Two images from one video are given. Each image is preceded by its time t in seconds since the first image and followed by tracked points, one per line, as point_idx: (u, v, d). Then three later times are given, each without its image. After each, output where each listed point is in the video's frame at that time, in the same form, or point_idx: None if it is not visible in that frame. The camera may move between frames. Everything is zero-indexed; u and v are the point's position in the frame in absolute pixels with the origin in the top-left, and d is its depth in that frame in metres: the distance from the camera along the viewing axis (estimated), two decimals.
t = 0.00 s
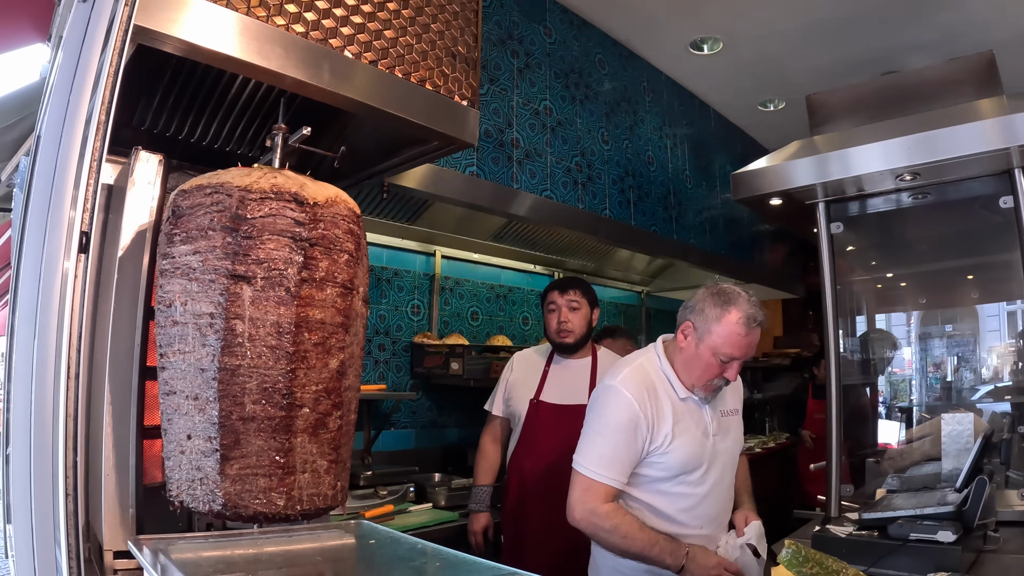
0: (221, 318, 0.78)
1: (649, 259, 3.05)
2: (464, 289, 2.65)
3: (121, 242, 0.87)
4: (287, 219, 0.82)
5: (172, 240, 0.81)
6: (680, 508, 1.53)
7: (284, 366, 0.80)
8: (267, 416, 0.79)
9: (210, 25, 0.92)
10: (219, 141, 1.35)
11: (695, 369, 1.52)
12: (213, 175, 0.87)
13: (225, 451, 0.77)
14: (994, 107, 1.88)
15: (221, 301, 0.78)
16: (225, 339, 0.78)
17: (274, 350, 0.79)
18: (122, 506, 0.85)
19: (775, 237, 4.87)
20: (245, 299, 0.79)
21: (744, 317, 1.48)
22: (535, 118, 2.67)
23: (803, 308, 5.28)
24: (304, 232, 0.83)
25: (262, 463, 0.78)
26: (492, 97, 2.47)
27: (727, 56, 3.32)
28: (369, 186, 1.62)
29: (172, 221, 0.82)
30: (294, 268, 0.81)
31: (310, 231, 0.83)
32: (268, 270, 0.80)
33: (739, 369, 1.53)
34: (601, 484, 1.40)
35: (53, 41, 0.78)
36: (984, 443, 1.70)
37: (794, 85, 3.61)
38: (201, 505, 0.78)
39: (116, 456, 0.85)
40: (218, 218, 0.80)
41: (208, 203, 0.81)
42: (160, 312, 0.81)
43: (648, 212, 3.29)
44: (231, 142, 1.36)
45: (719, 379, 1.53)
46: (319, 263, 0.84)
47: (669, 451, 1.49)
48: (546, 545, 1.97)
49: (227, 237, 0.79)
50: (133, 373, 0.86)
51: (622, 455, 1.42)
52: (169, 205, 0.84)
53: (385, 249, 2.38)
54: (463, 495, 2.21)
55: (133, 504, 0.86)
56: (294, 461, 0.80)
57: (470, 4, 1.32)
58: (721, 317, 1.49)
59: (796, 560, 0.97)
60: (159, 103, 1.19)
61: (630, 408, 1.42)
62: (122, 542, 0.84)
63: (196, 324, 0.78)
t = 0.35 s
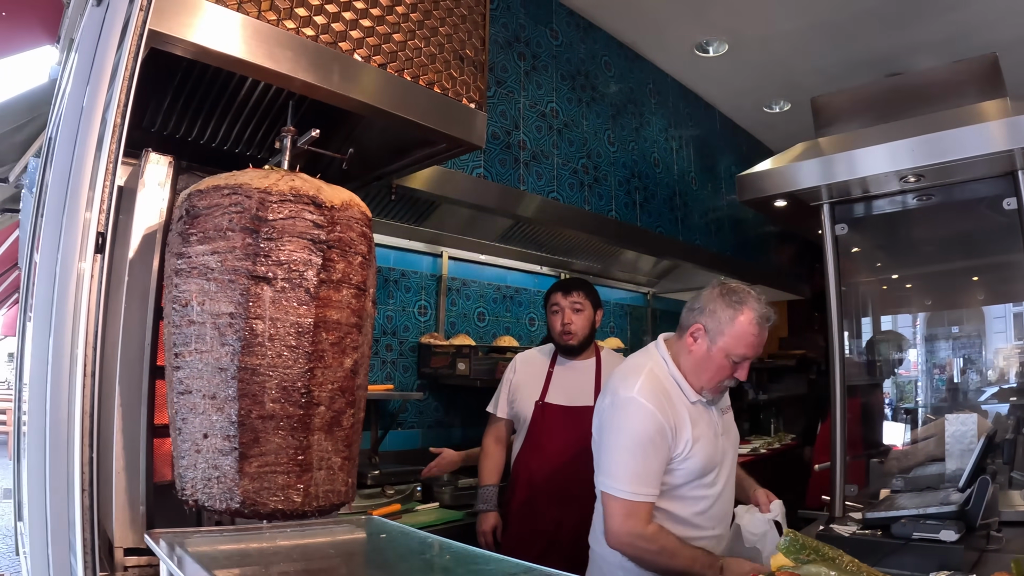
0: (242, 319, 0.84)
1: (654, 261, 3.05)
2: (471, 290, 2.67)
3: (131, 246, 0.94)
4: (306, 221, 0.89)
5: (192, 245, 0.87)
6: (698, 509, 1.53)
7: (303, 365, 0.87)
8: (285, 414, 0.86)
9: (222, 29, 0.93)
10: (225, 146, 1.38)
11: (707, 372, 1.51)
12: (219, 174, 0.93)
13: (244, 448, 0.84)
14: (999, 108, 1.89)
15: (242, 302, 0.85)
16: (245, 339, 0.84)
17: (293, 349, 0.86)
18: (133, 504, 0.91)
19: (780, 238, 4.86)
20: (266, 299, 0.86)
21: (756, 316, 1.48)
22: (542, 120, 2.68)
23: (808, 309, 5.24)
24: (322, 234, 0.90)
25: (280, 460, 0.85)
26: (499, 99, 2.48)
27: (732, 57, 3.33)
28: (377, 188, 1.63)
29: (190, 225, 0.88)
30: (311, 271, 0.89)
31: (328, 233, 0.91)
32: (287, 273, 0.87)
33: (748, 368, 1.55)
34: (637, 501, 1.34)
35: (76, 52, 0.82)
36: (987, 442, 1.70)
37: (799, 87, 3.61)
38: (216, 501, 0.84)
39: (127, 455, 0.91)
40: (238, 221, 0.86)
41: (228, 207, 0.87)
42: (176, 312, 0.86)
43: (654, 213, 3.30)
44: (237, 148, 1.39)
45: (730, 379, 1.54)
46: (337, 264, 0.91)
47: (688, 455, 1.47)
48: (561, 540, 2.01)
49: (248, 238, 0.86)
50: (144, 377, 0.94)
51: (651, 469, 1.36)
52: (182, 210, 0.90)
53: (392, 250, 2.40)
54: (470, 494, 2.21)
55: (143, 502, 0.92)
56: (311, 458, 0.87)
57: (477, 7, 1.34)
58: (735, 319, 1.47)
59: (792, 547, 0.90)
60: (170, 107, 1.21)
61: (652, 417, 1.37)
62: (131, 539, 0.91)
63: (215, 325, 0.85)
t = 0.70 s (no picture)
0: (247, 321, 0.87)
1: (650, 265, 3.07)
2: (467, 293, 2.68)
3: (130, 248, 0.96)
4: (309, 226, 0.91)
5: (195, 249, 0.88)
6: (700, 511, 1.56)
7: (305, 366, 0.89)
8: (287, 415, 0.88)
9: (219, 36, 0.95)
10: (224, 149, 1.39)
11: (697, 373, 1.52)
12: (218, 178, 0.94)
13: (247, 448, 0.85)
14: (991, 116, 1.90)
15: (247, 304, 0.87)
16: (250, 340, 0.86)
17: (296, 350, 0.89)
18: (130, 502, 0.93)
19: (776, 242, 4.88)
20: (270, 302, 0.88)
21: (740, 313, 1.49)
22: (538, 124, 2.70)
23: (804, 313, 5.28)
24: (323, 239, 0.93)
25: (282, 459, 0.87)
26: (495, 105, 2.50)
27: (729, 63, 3.35)
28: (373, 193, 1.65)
29: (193, 229, 0.89)
30: (314, 275, 0.91)
31: (329, 238, 0.93)
32: (291, 277, 0.89)
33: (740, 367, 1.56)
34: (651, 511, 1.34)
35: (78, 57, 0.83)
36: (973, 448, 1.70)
37: (795, 92, 3.63)
38: (217, 499, 0.85)
39: (125, 453, 0.93)
40: (243, 225, 0.88)
41: (233, 212, 0.89)
42: (178, 313, 0.88)
43: (650, 218, 3.31)
44: (236, 151, 1.41)
45: (723, 379, 1.56)
46: (337, 269, 0.94)
47: (692, 460, 1.48)
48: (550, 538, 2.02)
49: (252, 242, 0.88)
50: (143, 376, 0.96)
51: (661, 477, 1.37)
52: (183, 213, 0.91)
53: (389, 253, 2.41)
54: (465, 495, 2.23)
55: (140, 501, 0.94)
56: (312, 457, 0.90)
57: (473, 14, 1.35)
58: (719, 317, 1.49)
59: (749, 544, 0.79)
60: (168, 111, 1.23)
61: (657, 426, 1.38)
62: (129, 536, 0.93)
63: (218, 326, 0.87)
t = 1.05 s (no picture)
0: (251, 321, 0.85)
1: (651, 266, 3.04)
2: (466, 294, 2.65)
3: (121, 244, 0.92)
4: (316, 224, 0.91)
5: (196, 247, 0.87)
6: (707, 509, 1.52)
7: (310, 369, 0.88)
8: (291, 420, 0.86)
9: (218, 25, 0.92)
10: (219, 145, 1.36)
11: (708, 372, 1.49)
12: (214, 173, 0.92)
13: (249, 454, 0.83)
14: (999, 118, 1.88)
15: (251, 304, 0.85)
16: (254, 342, 0.84)
17: (300, 352, 0.87)
18: (121, 508, 0.90)
19: (777, 244, 4.86)
20: (275, 302, 0.87)
21: (755, 311, 1.47)
22: (540, 123, 2.67)
23: (804, 316, 5.27)
24: (329, 238, 0.92)
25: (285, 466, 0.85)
26: (497, 102, 2.47)
27: (732, 63, 3.32)
28: (372, 191, 1.62)
29: (193, 226, 0.88)
30: (319, 276, 0.90)
31: (335, 237, 0.93)
32: (296, 276, 0.88)
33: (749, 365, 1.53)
34: (651, 499, 1.30)
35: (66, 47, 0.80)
36: (986, 454, 1.68)
37: (798, 93, 3.61)
38: (219, 509, 0.83)
39: (116, 458, 0.89)
40: (247, 222, 0.87)
41: (236, 208, 0.88)
42: (176, 314, 0.85)
43: (651, 219, 3.29)
44: (231, 147, 1.37)
45: (732, 379, 1.52)
46: (341, 269, 0.94)
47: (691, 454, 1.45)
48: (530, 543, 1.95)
49: (257, 239, 0.87)
50: (134, 378, 0.92)
51: (660, 465, 1.34)
52: (179, 211, 0.89)
53: (386, 253, 2.37)
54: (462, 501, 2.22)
55: (132, 507, 0.91)
56: (315, 464, 0.88)
57: (477, 8, 1.32)
58: (734, 314, 1.46)
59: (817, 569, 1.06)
60: (163, 106, 1.20)
61: (653, 415, 1.36)
62: (119, 544, 0.90)
63: (220, 328, 0.85)
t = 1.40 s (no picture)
0: (250, 323, 0.79)
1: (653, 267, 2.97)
2: (466, 294, 2.57)
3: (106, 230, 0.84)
4: (321, 217, 0.85)
5: (188, 240, 0.80)
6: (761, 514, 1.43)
7: (313, 377, 0.83)
8: (293, 432, 0.81)
9: None
10: (208, 135, 1.28)
11: (757, 374, 1.42)
12: (205, 159, 0.85)
13: (247, 471, 0.78)
14: (1017, 115, 1.83)
15: (251, 304, 0.80)
16: (254, 345, 0.79)
17: (303, 358, 0.83)
18: (99, 525, 0.81)
19: (783, 245, 4.80)
20: (277, 302, 0.81)
21: (804, 308, 1.41)
22: (547, 115, 2.59)
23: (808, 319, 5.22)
24: (334, 232, 0.87)
25: (287, 482, 0.80)
26: (504, 93, 2.39)
27: (740, 58, 3.27)
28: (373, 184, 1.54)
29: (185, 216, 0.81)
30: (323, 274, 0.85)
31: (340, 232, 0.88)
32: (301, 274, 0.83)
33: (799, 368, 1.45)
34: (689, 505, 1.25)
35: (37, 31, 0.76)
36: None
37: (807, 90, 3.55)
38: (212, 531, 0.77)
39: (94, 471, 0.81)
40: (247, 213, 0.81)
41: (233, 198, 0.81)
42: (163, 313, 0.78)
43: (659, 217, 3.22)
44: (223, 138, 1.29)
45: (781, 381, 1.45)
46: (346, 268, 0.89)
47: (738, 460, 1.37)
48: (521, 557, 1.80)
49: (258, 231, 0.81)
50: (114, 380, 0.84)
51: (699, 470, 1.28)
52: (167, 200, 0.82)
53: (384, 251, 2.28)
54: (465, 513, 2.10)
55: (112, 523, 0.82)
56: (318, 479, 0.84)
57: None
58: (782, 312, 1.40)
59: None
60: (150, 91, 1.12)
61: (691, 417, 1.30)
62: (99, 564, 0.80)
63: (214, 329, 0.79)
